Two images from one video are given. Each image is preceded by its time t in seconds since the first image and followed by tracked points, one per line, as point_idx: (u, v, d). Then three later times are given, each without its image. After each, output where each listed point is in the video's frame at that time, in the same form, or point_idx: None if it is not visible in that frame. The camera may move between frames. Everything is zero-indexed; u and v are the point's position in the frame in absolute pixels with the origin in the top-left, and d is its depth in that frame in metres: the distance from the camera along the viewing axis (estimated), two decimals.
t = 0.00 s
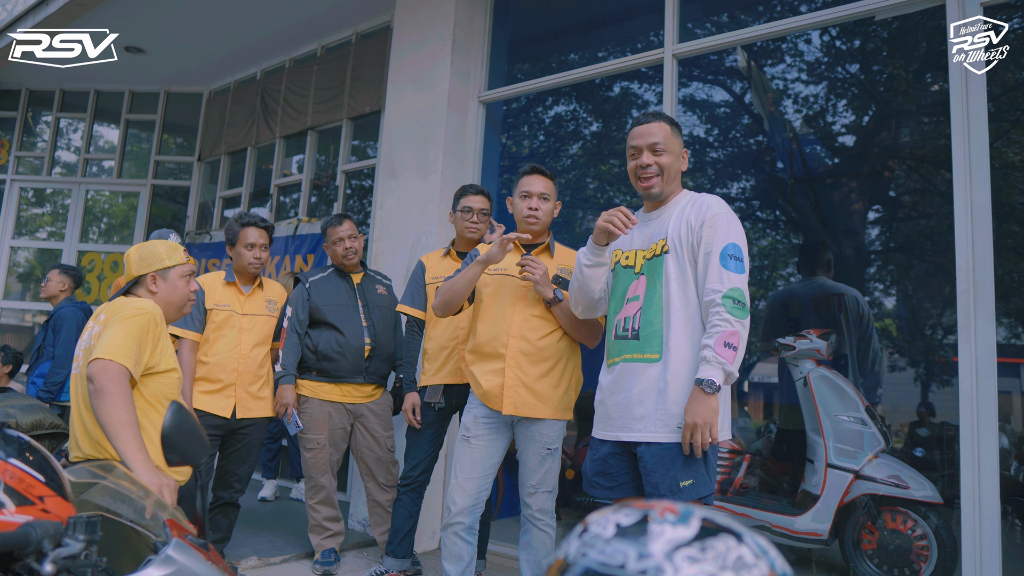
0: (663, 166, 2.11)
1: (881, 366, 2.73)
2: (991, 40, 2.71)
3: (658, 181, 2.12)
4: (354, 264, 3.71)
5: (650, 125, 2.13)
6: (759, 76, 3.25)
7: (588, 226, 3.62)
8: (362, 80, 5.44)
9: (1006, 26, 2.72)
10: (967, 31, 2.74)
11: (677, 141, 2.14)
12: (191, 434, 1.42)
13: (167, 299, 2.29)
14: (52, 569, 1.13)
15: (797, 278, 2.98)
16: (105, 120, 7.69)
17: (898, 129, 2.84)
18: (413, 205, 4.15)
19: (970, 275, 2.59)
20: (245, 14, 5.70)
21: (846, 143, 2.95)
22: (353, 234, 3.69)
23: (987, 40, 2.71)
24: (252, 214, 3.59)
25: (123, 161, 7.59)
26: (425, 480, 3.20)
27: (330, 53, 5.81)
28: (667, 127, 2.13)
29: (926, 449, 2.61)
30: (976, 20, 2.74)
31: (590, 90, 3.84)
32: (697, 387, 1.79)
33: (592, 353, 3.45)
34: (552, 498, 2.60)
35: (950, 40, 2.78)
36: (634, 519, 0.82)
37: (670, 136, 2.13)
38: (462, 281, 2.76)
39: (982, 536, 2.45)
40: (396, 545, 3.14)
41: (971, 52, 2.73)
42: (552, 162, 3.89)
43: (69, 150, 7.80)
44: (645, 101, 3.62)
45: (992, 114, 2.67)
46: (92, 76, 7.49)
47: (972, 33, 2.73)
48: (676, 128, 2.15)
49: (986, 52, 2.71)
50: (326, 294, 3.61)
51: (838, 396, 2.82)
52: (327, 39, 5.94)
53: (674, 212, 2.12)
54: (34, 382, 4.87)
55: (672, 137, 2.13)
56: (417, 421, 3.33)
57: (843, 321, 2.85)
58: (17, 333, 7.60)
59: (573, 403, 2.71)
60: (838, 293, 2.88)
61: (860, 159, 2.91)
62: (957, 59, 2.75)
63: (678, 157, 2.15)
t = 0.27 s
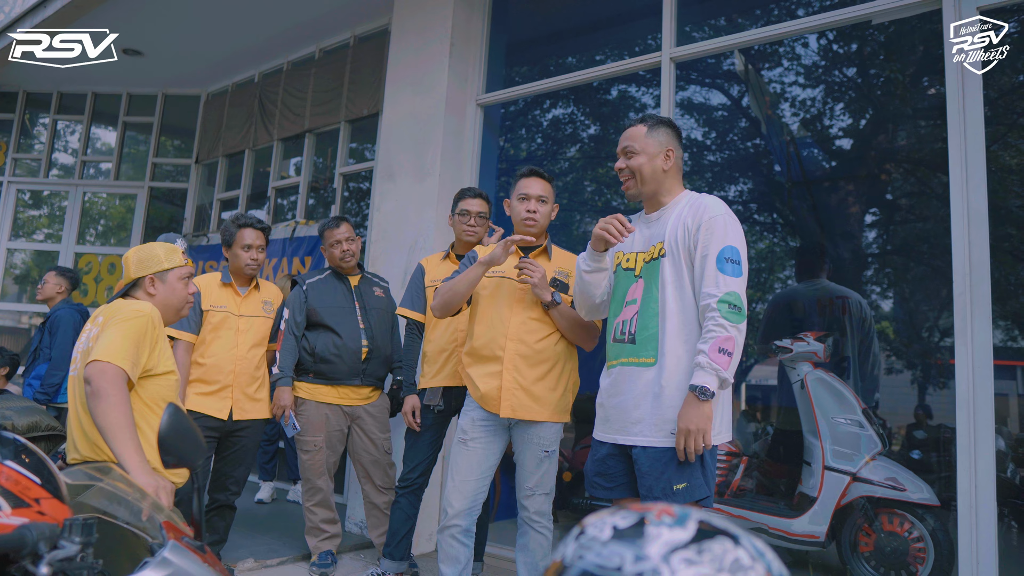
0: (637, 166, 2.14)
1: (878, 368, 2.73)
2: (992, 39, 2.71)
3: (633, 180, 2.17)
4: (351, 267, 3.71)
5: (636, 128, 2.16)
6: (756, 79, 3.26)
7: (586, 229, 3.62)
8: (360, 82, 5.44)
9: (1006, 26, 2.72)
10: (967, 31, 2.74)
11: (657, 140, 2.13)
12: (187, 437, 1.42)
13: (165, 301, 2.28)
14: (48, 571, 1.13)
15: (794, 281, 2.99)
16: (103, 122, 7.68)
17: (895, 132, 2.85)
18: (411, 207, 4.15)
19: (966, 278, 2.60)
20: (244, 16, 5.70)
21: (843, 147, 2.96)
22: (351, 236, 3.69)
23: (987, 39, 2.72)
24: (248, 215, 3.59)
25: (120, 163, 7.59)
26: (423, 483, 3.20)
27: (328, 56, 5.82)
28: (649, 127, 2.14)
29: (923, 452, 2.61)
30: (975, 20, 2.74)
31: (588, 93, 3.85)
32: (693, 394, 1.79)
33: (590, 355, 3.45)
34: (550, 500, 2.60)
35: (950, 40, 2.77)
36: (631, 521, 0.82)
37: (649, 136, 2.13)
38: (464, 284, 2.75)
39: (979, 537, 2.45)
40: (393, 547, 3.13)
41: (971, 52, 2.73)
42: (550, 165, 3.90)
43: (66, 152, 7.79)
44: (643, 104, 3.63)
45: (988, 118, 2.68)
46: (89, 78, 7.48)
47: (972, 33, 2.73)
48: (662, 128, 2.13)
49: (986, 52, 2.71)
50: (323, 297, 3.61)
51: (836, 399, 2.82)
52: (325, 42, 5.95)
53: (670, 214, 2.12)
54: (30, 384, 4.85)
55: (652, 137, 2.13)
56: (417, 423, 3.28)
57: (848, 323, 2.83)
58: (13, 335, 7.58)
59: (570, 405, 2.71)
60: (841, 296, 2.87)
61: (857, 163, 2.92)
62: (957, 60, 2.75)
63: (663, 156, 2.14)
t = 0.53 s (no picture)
0: (633, 166, 2.15)
1: (880, 368, 2.73)
2: (991, 40, 2.71)
3: (631, 179, 2.18)
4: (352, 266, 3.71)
5: (632, 128, 2.17)
6: (757, 78, 3.26)
7: (587, 228, 3.62)
8: (361, 82, 5.44)
9: (1006, 26, 2.72)
10: (967, 31, 2.74)
11: (653, 137, 2.12)
12: (189, 436, 1.42)
13: (168, 300, 2.28)
14: (51, 570, 1.12)
15: (795, 280, 2.99)
16: (104, 121, 7.69)
17: (896, 132, 2.85)
18: (412, 207, 4.15)
19: (968, 278, 2.60)
20: (244, 15, 5.70)
21: (844, 146, 2.96)
22: (351, 235, 3.68)
23: (987, 40, 2.71)
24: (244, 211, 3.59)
25: (121, 162, 7.59)
26: (424, 482, 3.20)
27: (329, 55, 5.82)
28: (644, 127, 2.15)
29: (924, 452, 2.61)
30: (971, 21, 2.75)
31: (589, 92, 3.85)
32: (689, 400, 1.79)
33: (591, 355, 3.45)
34: (551, 499, 2.60)
35: (950, 40, 2.77)
36: (633, 521, 0.82)
37: (643, 135, 2.13)
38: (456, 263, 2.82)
39: (980, 538, 2.45)
40: (395, 547, 3.13)
41: (971, 52, 2.73)
42: (551, 164, 3.90)
43: (68, 150, 7.80)
44: (644, 104, 3.63)
45: (990, 118, 2.67)
46: (91, 77, 7.48)
47: (972, 33, 2.73)
48: (658, 126, 2.13)
49: (986, 52, 2.71)
50: (323, 295, 3.61)
51: (837, 399, 2.82)
52: (326, 41, 5.95)
53: (668, 213, 2.12)
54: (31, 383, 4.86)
55: (647, 136, 2.13)
56: (417, 423, 3.33)
57: (848, 322, 2.83)
58: (15, 334, 7.59)
59: (571, 403, 2.71)
60: (848, 296, 2.85)
61: (859, 162, 2.91)
62: (957, 59, 2.75)
63: (658, 153, 2.13)
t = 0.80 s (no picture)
0: (632, 171, 2.18)
1: (882, 372, 2.73)
2: (992, 39, 2.72)
3: (630, 184, 2.20)
4: (354, 271, 3.71)
5: (632, 134, 2.20)
6: (757, 82, 3.27)
7: (588, 232, 3.62)
8: (362, 87, 5.46)
9: (1006, 26, 2.73)
10: (967, 31, 2.75)
11: (650, 140, 2.14)
12: (191, 442, 1.41)
13: (170, 306, 2.28)
14: None
15: (796, 284, 2.99)
16: (105, 127, 7.71)
17: (896, 135, 2.85)
18: (413, 212, 4.15)
19: (969, 281, 2.60)
20: (245, 21, 5.72)
21: (845, 150, 2.96)
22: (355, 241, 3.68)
23: (987, 39, 2.72)
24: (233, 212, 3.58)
25: (123, 168, 7.60)
26: (425, 487, 3.19)
27: (330, 61, 5.83)
28: (640, 131, 2.18)
29: (927, 455, 2.60)
30: (974, 20, 2.76)
31: (590, 97, 3.86)
32: (665, 403, 1.80)
33: (593, 359, 3.45)
34: (553, 505, 2.60)
35: (950, 40, 2.78)
36: (636, 525, 0.82)
37: (641, 139, 2.16)
38: (430, 310, 2.75)
39: (984, 541, 2.44)
40: (397, 552, 3.13)
41: (971, 52, 2.74)
42: (552, 169, 3.90)
43: (69, 157, 7.82)
44: (645, 108, 3.64)
45: (990, 122, 2.68)
46: (92, 83, 7.50)
47: (972, 33, 2.75)
48: (657, 129, 2.13)
49: (987, 52, 2.72)
50: (325, 301, 3.61)
51: (840, 403, 2.82)
52: (327, 47, 5.97)
53: (664, 217, 2.12)
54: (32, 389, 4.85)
55: (644, 140, 2.15)
56: (417, 428, 3.30)
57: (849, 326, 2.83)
58: (16, 340, 7.59)
59: (573, 408, 2.71)
60: (855, 301, 2.84)
61: (859, 166, 2.92)
62: (957, 59, 2.76)
63: (653, 155, 2.14)
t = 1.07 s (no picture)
0: (633, 171, 2.19)
1: (883, 372, 2.73)
2: (992, 40, 2.72)
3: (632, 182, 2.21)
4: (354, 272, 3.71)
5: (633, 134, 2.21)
6: (758, 82, 3.26)
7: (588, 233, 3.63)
8: (362, 88, 5.46)
9: (1006, 26, 2.72)
10: (967, 31, 2.75)
11: (650, 139, 2.14)
12: (191, 443, 1.41)
13: (171, 307, 2.28)
14: None
15: (797, 284, 2.99)
16: (106, 129, 7.72)
17: (897, 135, 2.85)
18: (413, 212, 4.16)
19: (970, 281, 2.60)
20: (246, 22, 5.72)
21: (845, 149, 2.96)
22: (354, 241, 3.67)
23: (987, 40, 2.72)
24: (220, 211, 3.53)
25: (123, 169, 7.61)
26: (424, 487, 3.19)
27: (330, 62, 5.84)
28: (642, 131, 2.18)
29: (928, 455, 2.60)
30: (974, 19, 2.75)
31: (590, 97, 3.86)
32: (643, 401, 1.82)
33: (594, 360, 3.45)
34: (554, 505, 2.59)
35: (951, 40, 2.78)
36: (637, 526, 0.82)
37: (642, 138, 2.16)
38: (429, 322, 2.80)
39: (985, 541, 2.44)
40: (397, 552, 3.13)
41: (971, 52, 2.74)
42: (552, 169, 3.90)
43: (70, 158, 7.82)
44: (645, 108, 3.63)
45: (991, 121, 2.67)
46: (93, 85, 7.51)
47: (972, 34, 2.74)
48: (658, 128, 2.13)
49: (986, 52, 2.72)
50: (326, 302, 3.61)
51: (840, 402, 2.82)
52: (327, 48, 5.97)
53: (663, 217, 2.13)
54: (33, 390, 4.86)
55: (644, 139, 2.15)
56: (416, 428, 3.30)
57: (850, 326, 2.83)
58: (17, 341, 7.60)
59: (574, 407, 2.71)
60: (860, 301, 2.83)
61: (859, 165, 2.92)
62: (957, 59, 2.76)
63: (654, 154, 2.14)
